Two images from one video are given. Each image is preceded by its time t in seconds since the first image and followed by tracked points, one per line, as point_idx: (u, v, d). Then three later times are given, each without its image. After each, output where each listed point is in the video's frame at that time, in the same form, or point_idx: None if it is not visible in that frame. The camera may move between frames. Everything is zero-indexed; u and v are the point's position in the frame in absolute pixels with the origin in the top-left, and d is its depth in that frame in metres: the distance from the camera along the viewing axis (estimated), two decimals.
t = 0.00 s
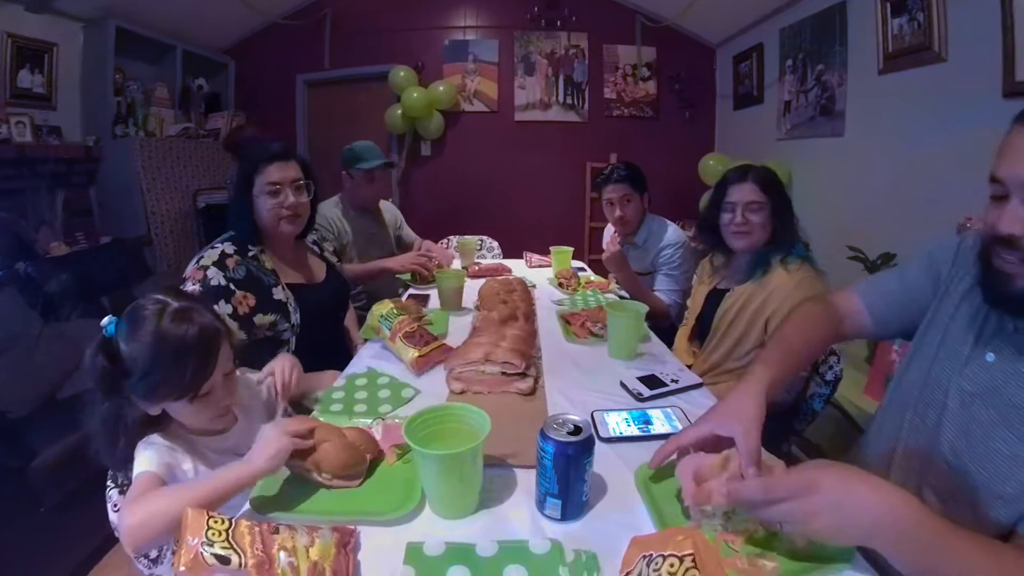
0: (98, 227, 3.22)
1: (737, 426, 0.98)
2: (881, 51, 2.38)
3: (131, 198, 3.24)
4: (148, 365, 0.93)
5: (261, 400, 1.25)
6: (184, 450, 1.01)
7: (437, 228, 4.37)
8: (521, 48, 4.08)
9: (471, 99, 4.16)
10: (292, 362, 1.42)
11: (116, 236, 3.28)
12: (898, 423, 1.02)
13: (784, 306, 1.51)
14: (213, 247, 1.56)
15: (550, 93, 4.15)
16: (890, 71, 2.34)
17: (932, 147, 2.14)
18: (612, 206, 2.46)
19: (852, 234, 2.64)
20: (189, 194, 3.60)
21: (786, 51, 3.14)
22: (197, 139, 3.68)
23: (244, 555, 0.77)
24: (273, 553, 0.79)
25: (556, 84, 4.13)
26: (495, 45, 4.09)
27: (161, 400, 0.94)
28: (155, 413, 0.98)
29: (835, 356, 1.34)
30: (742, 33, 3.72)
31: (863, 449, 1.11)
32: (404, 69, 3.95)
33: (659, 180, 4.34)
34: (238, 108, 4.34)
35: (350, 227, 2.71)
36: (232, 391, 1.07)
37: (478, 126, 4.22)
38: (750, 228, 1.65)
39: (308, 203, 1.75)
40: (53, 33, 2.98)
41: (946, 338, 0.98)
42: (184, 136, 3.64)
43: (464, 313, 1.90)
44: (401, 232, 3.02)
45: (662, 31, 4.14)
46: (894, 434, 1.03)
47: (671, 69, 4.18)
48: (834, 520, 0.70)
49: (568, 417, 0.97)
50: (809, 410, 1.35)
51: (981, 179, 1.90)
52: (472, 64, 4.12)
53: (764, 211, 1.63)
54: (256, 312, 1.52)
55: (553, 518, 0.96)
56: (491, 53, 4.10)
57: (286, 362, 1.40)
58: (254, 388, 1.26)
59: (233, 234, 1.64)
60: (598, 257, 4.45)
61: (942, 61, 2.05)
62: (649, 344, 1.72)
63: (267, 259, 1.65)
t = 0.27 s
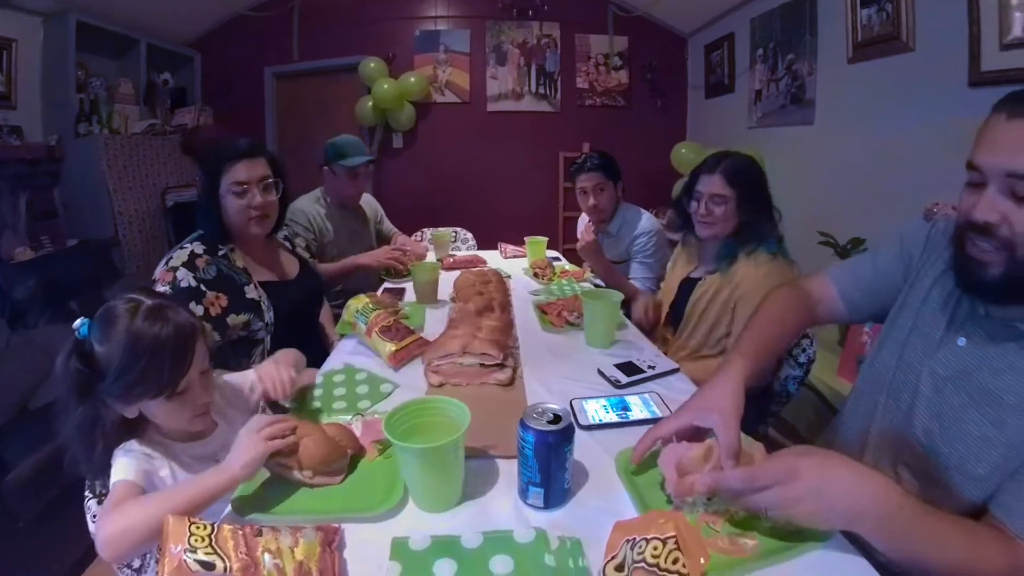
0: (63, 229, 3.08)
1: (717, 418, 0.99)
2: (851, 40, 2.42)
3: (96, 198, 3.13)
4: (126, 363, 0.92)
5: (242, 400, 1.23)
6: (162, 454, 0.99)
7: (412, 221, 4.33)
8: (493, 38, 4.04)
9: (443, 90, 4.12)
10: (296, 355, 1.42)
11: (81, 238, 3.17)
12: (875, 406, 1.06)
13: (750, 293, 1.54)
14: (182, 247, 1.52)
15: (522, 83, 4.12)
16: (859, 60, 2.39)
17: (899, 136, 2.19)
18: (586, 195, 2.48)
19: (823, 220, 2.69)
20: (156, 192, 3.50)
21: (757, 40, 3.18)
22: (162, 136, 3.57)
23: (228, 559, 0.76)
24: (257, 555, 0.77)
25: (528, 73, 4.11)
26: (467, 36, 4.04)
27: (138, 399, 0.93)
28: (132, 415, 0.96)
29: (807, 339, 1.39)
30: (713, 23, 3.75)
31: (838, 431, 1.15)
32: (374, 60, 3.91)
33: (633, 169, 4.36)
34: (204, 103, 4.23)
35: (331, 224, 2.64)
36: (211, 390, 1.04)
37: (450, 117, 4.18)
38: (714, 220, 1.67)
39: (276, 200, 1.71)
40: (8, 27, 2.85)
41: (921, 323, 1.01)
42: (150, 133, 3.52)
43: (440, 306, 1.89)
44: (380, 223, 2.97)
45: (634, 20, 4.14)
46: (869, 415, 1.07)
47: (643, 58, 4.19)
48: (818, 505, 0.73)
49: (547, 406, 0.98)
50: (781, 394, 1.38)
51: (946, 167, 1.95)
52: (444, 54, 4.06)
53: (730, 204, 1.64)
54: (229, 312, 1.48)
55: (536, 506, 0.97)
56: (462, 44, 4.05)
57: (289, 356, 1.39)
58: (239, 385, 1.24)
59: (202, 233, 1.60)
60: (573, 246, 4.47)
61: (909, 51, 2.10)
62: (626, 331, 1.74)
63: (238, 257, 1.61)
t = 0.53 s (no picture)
0: (47, 233, 3.01)
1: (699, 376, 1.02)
2: (835, 33, 2.44)
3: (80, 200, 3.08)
4: (117, 361, 0.91)
5: (235, 399, 1.22)
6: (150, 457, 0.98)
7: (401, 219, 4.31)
8: (478, 32, 4.02)
9: (429, 86, 4.09)
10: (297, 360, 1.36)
11: (65, 241, 3.12)
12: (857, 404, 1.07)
13: (738, 288, 1.55)
14: (165, 250, 1.50)
15: (508, 77, 4.10)
16: (844, 53, 2.40)
17: (883, 129, 2.22)
18: (574, 188, 2.48)
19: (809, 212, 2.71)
20: (140, 193, 3.45)
21: (742, 33, 3.19)
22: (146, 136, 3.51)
23: (222, 562, 0.75)
24: (252, 557, 0.77)
25: (514, 68, 4.09)
26: (452, 31, 4.01)
27: (128, 397, 0.92)
28: (120, 415, 0.95)
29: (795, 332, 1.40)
30: (699, 16, 3.75)
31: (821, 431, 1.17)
32: (359, 56, 3.87)
33: (620, 163, 4.36)
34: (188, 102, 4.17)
35: (322, 224, 2.62)
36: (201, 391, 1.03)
37: (436, 113, 4.15)
38: (700, 215, 1.68)
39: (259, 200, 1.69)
40: None
41: (896, 320, 1.03)
42: (134, 133, 3.46)
43: (429, 302, 1.89)
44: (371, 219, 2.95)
45: (620, 13, 4.14)
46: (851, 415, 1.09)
47: (629, 51, 4.19)
48: (814, 494, 0.73)
49: (538, 400, 0.98)
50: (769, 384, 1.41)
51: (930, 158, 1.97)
52: (428, 49, 4.03)
53: (715, 200, 1.64)
54: (215, 314, 1.48)
55: (529, 501, 0.97)
56: (448, 39, 4.02)
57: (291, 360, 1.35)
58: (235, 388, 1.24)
59: (185, 235, 1.58)
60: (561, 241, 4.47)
61: (894, 44, 2.12)
62: (616, 324, 1.75)
63: (222, 257, 1.59)
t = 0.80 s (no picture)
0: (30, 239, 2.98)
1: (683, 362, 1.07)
2: (819, 29, 2.46)
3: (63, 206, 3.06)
4: (104, 364, 0.90)
5: (221, 400, 1.20)
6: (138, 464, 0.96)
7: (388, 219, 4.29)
8: (463, 30, 4.00)
9: (413, 84, 4.07)
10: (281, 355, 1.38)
11: (47, 246, 3.08)
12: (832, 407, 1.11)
13: (729, 287, 1.56)
14: (145, 254, 1.47)
15: (493, 75, 4.10)
16: (828, 49, 2.43)
17: (865, 125, 2.25)
18: (561, 185, 2.49)
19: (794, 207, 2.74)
20: (123, 196, 3.42)
21: (726, 30, 3.21)
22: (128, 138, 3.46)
23: (215, 567, 0.75)
24: (245, 562, 0.76)
25: (499, 66, 4.08)
26: (437, 29, 3.99)
27: (116, 401, 0.90)
28: (106, 421, 0.93)
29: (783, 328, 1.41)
30: (684, 14, 3.77)
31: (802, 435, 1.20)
32: (343, 55, 3.84)
33: (606, 160, 4.37)
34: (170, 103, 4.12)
35: (307, 225, 2.59)
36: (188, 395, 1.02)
37: (421, 112, 4.13)
38: (688, 210, 1.69)
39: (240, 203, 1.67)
40: None
41: (857, 323, 1.07)
42: (116, 136, 3.41)
43: (416, 302, 1.88)
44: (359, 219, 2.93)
45: (605, 11, 4.14)
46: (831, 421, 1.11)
47: (613, 48, 4.20)
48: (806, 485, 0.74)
49: (528, 397, 0.98)
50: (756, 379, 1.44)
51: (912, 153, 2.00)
52: (413, 48, 4.01)
53: (705, 193, 1.65)
54: (199, 316, 1.46)
55: (521, 498, 0.98)
56: (432, 37, 4.00)
57: (274, 353, 1.36)
58: (218, 387, 1.22)
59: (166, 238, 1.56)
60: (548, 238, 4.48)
61: (876, 40, 2.14)
62: (603, 321, 1.76)
63: (204, 260, 1.57)
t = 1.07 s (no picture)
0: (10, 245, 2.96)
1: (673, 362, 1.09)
2: (802, 27, 2.49)
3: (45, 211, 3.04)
4: (92, 370, 0.88)
5: (215, 407, 1.18)
6: (130, 471, 0.94)
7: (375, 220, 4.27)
8: (448, 29, 3.99)
9: (399, 84, 4.05)
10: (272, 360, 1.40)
11: (28, 251, 3.03)
12: (807, 406, 1.15)
13: (716, 286, 1.57)
14: (127, 257, 1.46)
15: (478, 75, 4.09)
16: (811, 46, 2.46)
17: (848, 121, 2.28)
18: (546, 184, 2.50)
19: (779, 203, 2.77)
20: (105, 200, 3.39)
21: (711, 28, 3.23)
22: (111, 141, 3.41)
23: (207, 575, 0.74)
24: (237, 569, 0.75)
25: (484, 65, 4.08)
26: (422, 28, 3.97)
27: (105, 407, 0.89)
28: (97, 428, 0.92)
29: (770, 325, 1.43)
30: (668, 12, 3.79)
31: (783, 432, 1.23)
32: (327, 55, 3.81)
33: (593, 158, 4.38)
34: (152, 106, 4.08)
35: (290, 227, 2.57)
36: (179, 398, 1.01)
37: (407, 112, 4.11)
38: (679, 207, 1.69)
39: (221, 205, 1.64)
40: None
41: (823, 325, 1.10)
42: (97, 139, 3.37)
43: (404, 303, 1.87)
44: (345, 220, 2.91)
45: (590, 9, 4.15)
46: (808, 425, 1.13)
47: (599, 47, 4.21)
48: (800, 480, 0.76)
49: (518, 396, 0.98)
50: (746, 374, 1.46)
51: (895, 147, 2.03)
52: (398, 48, 3.99)
53: (696, 190, 1.66)
54: (181, 318, 1.44)
55: (513, 497, 0.98)
56: (418, 37, 3.99)
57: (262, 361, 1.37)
58: (213, 397, 1.19)
59: (147, 241, 1.54)
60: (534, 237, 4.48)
61: (859, 37, 2.17)
62: (591, 318, 1.76)
63: (186, 263, 1.55)
